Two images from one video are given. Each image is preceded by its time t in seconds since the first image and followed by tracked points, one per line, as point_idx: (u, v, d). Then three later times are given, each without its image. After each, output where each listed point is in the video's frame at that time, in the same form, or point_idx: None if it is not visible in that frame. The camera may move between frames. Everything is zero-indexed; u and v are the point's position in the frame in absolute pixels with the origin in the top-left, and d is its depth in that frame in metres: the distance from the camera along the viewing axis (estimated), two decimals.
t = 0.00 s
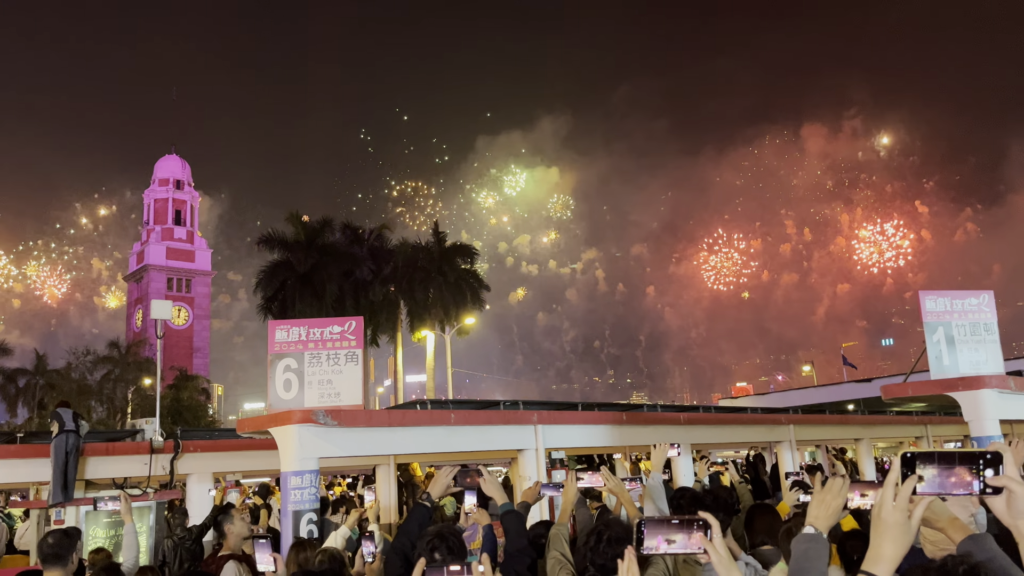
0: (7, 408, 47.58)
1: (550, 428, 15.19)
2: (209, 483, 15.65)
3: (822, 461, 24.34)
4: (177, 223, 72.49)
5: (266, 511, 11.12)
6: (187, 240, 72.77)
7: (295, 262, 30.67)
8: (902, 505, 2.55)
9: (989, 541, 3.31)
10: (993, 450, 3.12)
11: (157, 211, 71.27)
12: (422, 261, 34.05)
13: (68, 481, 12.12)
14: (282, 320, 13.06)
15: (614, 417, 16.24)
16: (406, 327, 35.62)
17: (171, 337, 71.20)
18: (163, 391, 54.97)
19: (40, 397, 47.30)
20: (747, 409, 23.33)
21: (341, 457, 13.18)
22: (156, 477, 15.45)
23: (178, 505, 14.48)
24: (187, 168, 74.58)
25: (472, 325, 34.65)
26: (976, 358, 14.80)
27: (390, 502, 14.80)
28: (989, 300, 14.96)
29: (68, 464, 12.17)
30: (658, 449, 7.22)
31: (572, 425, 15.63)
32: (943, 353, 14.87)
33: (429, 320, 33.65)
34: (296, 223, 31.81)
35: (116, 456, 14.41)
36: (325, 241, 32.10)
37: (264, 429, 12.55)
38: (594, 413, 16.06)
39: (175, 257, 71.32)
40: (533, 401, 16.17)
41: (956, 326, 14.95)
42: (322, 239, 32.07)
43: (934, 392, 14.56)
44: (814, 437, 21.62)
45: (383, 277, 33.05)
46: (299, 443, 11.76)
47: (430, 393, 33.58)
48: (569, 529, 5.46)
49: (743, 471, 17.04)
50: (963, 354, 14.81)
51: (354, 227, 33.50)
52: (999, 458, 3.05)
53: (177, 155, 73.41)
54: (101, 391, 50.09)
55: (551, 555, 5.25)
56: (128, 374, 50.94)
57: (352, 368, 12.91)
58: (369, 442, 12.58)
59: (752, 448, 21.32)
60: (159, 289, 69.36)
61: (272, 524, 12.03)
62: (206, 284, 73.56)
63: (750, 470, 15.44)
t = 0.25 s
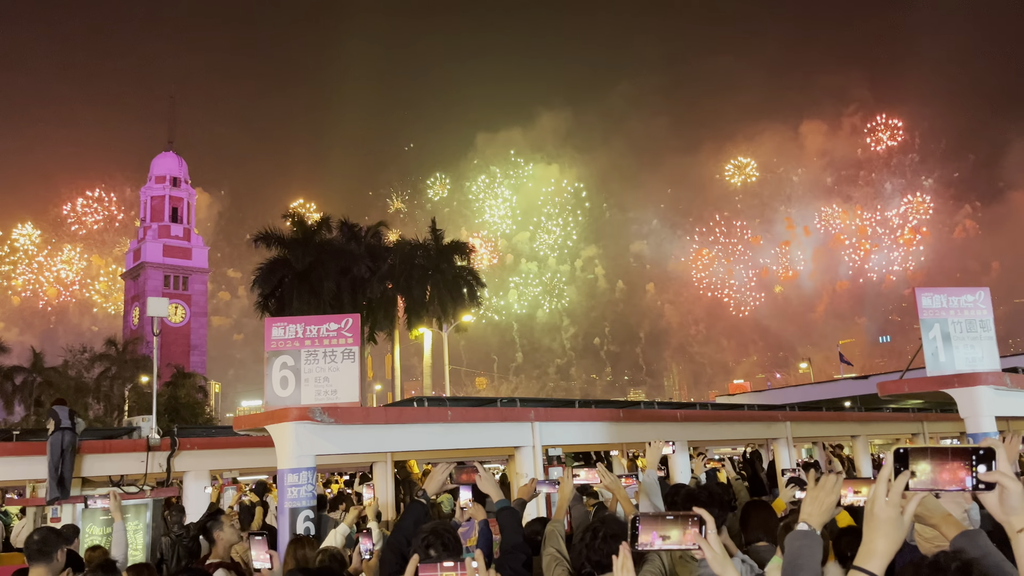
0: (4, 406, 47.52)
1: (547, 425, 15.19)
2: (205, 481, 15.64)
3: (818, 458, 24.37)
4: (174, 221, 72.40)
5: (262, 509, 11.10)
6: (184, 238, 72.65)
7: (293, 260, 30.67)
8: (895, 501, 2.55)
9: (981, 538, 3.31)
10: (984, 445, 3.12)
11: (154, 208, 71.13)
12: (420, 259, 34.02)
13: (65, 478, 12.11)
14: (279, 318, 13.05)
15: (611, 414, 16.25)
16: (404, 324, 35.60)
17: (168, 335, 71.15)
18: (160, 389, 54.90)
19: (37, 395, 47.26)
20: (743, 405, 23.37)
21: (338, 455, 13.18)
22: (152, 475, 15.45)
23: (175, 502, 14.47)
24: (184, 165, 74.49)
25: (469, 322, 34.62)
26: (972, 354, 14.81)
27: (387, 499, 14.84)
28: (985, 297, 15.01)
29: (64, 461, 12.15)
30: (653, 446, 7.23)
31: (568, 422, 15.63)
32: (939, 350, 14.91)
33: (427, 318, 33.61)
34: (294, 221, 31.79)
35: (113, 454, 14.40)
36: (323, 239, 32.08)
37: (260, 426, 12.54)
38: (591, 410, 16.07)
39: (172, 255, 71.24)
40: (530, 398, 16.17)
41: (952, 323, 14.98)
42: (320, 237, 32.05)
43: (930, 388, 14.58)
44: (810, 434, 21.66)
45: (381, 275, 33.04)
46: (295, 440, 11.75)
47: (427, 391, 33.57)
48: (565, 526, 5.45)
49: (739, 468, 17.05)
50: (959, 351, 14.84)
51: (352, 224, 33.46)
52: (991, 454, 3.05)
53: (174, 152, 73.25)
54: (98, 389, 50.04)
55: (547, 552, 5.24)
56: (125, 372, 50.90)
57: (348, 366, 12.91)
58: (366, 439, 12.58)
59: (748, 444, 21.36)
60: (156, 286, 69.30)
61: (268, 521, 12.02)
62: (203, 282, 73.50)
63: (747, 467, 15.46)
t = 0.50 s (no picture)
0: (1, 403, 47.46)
1: (545, 422, 15.21)
2: (203, 478, 15.64)
3: (815, 455, 24.41)
4: (171, 218, 72.29)
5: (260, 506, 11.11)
6: (182, 235, 72.57)
7: (290, 257, 30.65)
8: (890, 497, 2.56)
9: (975, 534, 3.33)
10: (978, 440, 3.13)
11: (152, 206, 71.01)
12: (418, 256, 34.02)
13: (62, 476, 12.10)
14: (276, 315, 13.04)
15: (608, 412, 16.28)
16: (401, 322, 35.59)
17: (165, 332, 71.08)
18: (157, 386, 54.88)
19: (34, 392, 47.20)
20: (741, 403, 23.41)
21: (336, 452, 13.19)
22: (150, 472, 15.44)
23: (172, 500, 14.48)
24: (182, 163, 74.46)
25: (467, 320, 34.61)
26: (968, 351, 14.85)
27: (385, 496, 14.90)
28: (981, 294, 15.04)
29: (61, 458, 12.13)
30: (649, 444, 7.25)
31: (566, 419, 15.64)
32: (936, 347, 14.93)
33: (425, 315, 33.59)
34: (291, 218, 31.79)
35: (110, 451, 14.39)
36: (320, 236, 32.06)
37: (258, 423, 12.54)
38: (589, 408, 16.09)
39: (170, 253, 71.18)
40: (528, 396, 16.20)
41: (949, 320, 15.01)
42: (317, 235, 32.05)
43: (927, 385, 14.61)
44: (807, 431, 21.70)
45: (379, 272, 33.05)
46: (293, 437, 11.75)
47: (425, 388, 33.56)
48: (561, 523, 5.45)
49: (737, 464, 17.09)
50: (956, 348, 14.87)
51: (349, 222, 33.43)
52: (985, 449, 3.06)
53: (171, 150, 73.15)
54: (95, 386, 50.01)
55: (544, 549, 5.24)
56: (123, 369, 50.85)
57: (346, 363, 12.90)
58: (364, 436, 12.59)
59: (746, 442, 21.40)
60: (154, 284, 69.21)
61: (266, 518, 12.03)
62: (201, 280, 73.43)
63: (744, 464, 15.49)
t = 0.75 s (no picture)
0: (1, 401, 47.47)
1: (544, 420, 15.22)
2: (202, 476, 15.64)
3: (814, 453, 24.45)
4: (170, 216, 72.25)
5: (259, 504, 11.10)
6: (180, 233, 72.51)
7: (289, 255, 30.64)
8: (890, 495, 2.56)
9: (975, 532, 3.33)
10: (979, 438, 3.12)
11: (150, 203, 70.94)
12: (417, 254, 34.00)
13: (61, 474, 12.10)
14: (275, 313, 13.04)
15: (607, 409, 16.29)
16: (401, 319, 35.59)
17: (164, 330, 71.05)
18: (156, 384, 54.87)
19: (33, 390, 47.22)
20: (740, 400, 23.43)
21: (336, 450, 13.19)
22: (150, 470, 15.44)
23: (172, 497, 14.49)
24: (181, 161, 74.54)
25: (466, 318, 34.60)
26: (967, 349, 14.87)
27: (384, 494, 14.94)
28: (980, 292, 15.04)
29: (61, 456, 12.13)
30: (648, 443, 7.25)
31: (565, 417, 15.65)
32: (935, 345, 14.95)
33: (424, 313, 33.60)
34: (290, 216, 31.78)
35: (109, 449, 14.39)
36: (319, 233, 32.04)
37: (257, 421, 12.54)
38: (588, 406, 16.09)
39: (169, 251, 71.17)
40: (527, 393, 16.21)
41: (948, 318, 15.02)
42: (316, 232, 32.03)
43: (926, 383, 14.62)
44: (806, 429, 21.72)
45: (378, 270, 33.05)
46: (292, 436, 11.74)
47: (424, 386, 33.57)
48: (561, 520, 5.46)
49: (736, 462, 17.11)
50: (955, 346, 14.89)
51: (348, 220, 33.38)
52: (986, 447, 3.06)
53: (169, 148, 73.06)
54: (94, 384, 50.02)
55: (544, 547, 5.25)
56: (122, 367, 50.86)
57: (345, 361, 12.90)
58: (363, 434, 12.59)
59: (745, 439, 21.42)
60: (153, 282, 69.18)
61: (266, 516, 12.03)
62: (200, 277, 73.42)
63: (743, 461, 15.51)
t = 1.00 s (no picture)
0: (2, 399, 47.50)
1: (545, 418, 15.22)
2: (203, 473, 15.63)
3: (815, 451, 24.46)
4: (170, 214, 72.24)
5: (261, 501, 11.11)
6: (180, 231, 72.53)
7: (289, 253, 30.63)
8: (897, 493, 2.56)
9: (980, 531, 3.34)
10: (986, 437, 3.13)
11: (151, 201, 70.89)
12: (417, 252, 33.96)
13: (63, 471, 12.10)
14: (276, 311, 13.03)
15: (608, 407, 16.29)
16: (401, 317, 35.58)
17: (165, 328, 71.06)
18: (156, 382, 54.88)
19: (34, 388, 47.25)
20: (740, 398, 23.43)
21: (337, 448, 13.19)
22: (151, 467, 15.44)
23: (173, 495, 14.49)
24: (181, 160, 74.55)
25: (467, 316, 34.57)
26: (969, 347, 14.87)
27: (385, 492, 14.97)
28: (982, 290, 15.02)
29: (62, 453, 12.14)
30: (649, 441, 7.26)
31: (566, 415, 15.66)
32: (936, 343, 14.93)
33: (424, 310, 33.61)
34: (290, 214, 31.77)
35: (110, 446, 14.39)
36: (320, 231, 32.02)
37: (258, 419, 12.54)
38: (588, 403, 16.09)
39: (169, 249, 71.18)
40: (528, 391, 16.21)
41: (950, 316, 15.02)
42: (317, 230, 32.01)
43: (927, 381, 14.61)
44: (807, 427, 21.72)
45: (378, 268, 33.05)
46: (294, 433, 11.74)
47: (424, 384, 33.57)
48: (564, 518, 5.46)
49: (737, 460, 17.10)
50: (956, 343, 14.88)
51: (349, 217, 33.39)
52: (993, 446, 3.06)
53: (169, 146, 73.09)
54: (95, 382, 50.03)
55: (547, 544, 5.24)
56: (123, 365, 50.89)
57: (346, 359, 12.89)
58: (364, 432, 12.59)
59: (746, 437, 21.42)
60: (153, 280, 69.20)
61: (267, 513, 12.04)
62: (201, 275, 73.43)
63: (744, 460, 15.51)
